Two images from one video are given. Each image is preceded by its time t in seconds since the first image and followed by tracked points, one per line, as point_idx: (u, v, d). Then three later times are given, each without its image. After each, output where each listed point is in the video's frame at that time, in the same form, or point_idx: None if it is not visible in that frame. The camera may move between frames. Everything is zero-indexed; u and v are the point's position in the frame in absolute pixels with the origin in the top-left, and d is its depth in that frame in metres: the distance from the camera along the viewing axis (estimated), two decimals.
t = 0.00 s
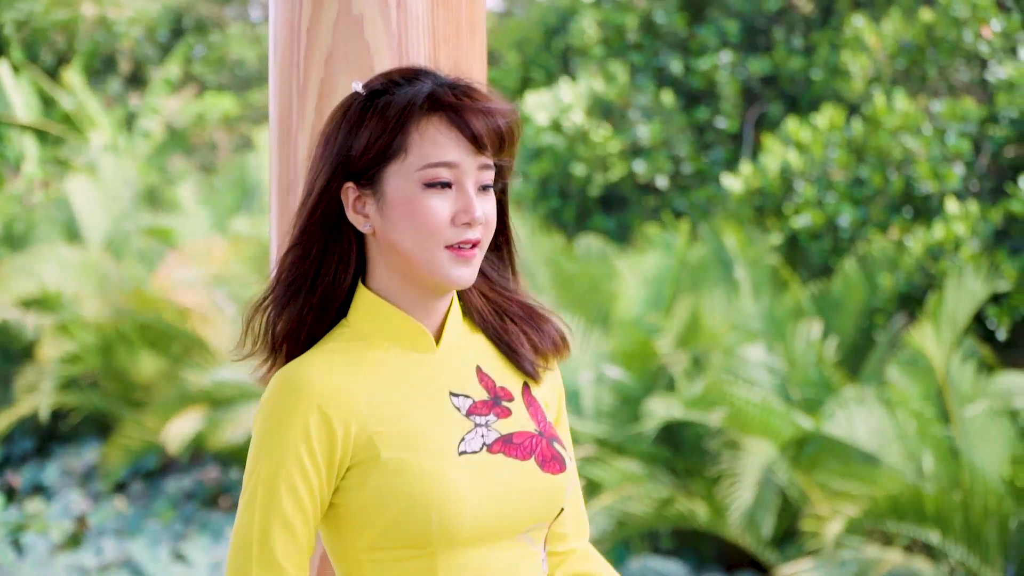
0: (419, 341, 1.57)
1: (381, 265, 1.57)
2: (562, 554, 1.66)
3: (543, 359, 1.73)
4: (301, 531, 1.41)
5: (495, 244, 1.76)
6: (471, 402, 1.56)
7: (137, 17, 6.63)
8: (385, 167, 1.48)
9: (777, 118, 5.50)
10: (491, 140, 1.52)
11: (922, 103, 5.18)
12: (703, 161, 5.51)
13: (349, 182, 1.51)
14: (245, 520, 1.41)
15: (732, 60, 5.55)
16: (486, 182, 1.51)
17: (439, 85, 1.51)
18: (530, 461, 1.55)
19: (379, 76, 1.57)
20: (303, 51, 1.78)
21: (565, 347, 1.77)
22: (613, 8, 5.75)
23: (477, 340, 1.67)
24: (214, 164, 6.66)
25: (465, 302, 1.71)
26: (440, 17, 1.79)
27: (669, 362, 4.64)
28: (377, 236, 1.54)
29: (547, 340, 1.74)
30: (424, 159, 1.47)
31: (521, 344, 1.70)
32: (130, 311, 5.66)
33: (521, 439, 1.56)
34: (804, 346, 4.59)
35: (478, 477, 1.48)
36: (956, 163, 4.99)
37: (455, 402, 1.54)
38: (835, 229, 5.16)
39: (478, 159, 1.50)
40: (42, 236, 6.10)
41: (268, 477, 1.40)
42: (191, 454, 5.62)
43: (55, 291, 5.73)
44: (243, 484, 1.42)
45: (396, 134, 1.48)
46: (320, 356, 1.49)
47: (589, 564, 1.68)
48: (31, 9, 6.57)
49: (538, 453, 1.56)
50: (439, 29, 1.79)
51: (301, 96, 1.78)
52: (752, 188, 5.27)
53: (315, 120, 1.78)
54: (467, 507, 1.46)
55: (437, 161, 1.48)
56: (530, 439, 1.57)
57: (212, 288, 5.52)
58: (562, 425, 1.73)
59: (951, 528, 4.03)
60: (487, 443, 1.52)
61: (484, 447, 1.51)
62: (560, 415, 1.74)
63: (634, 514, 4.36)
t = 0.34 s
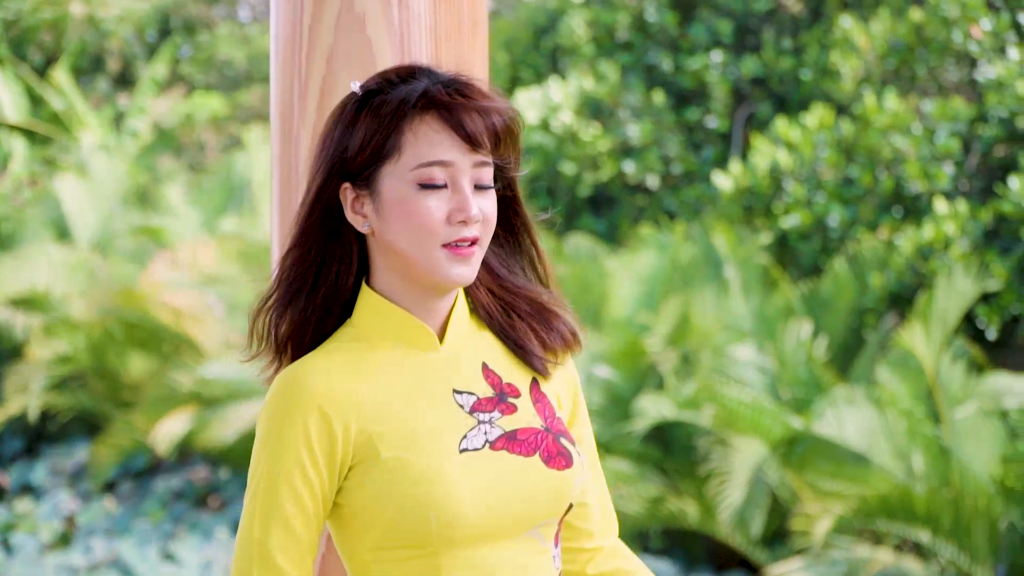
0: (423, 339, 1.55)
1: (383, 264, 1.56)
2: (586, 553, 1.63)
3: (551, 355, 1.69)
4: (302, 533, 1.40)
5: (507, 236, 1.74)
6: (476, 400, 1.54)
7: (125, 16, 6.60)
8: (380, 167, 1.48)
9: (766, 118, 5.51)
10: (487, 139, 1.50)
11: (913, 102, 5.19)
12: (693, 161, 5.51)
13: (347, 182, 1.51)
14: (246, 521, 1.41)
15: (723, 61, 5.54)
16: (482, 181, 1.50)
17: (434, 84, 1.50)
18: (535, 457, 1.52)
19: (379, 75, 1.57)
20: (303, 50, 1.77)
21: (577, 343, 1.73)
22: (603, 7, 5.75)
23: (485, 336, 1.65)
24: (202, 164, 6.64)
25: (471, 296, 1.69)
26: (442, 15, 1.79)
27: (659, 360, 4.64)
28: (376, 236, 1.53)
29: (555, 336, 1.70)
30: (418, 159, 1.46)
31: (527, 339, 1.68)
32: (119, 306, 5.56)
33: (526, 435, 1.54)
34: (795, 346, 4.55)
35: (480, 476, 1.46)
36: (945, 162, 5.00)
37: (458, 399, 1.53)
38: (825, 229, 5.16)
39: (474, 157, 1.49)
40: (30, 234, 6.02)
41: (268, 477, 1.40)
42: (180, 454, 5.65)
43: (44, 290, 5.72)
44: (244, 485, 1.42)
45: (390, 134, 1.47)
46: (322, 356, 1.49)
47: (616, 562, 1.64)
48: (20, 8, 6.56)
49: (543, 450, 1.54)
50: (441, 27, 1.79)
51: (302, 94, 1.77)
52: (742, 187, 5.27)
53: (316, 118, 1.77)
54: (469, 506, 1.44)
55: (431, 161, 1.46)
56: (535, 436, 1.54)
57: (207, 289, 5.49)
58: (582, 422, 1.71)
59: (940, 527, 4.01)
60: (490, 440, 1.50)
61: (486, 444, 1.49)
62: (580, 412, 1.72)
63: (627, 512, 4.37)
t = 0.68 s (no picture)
0: (427, 335, 1.53)
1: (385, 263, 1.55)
2: (615, 547, 1.59)
3: (559, 350, 1.64)
4: (303, 533, 1.41)
5: (515, 229, 1.71)
6: (481, 396, 1.51)
7: (116, 14, 6.58)
8: (371, 166, 1.48)
9: (755, 118, 5.52)
10: (476, 131, 1.48)
11: (904, 102, 5.22)
12: (684, 161, 5.50)
13: (343, 183, 1.52)
14: (249, 520, 1.42)
15: (716, 60, 5.54)
16: (474, 175, 1.48)
17: (422, 79, 1.48)
18: (540, 452, 1.49)
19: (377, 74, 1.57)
20: (306, 48, 1.76)
21: (588, 338, 1.68)
22: (594, 7, 5.75)
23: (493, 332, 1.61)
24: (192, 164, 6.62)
25: (479, 289, 1.66)
26: (444, 12, 1.77)
27: (650, 359, 4.62)
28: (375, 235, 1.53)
29: (564, 331, 1.65)
30: (405, 157, 1.45)
31: (535, 334, 1.63)
32: (112, 310, 5.56)
33: (532, 430, 1.51)
34: (785, 346, 4.55)
35: (481, 472, 1.44)
36: (936, 162, 5.00)
37: (463, 396, 1.50)
38: (815, 230, 5.16)
39: (463, 151, 1.47)
40: (19, 235, 6.01)
41: (270, 476, 1.41)
42: (170, 453, 5.68)
43: (34, 290, 5.68)
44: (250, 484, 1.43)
45: (379, 132, 1.47)
46: (327, 355, 1.49)
47: (647, 557, 1.59)
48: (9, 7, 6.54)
49: (549, 445, 1.50)
50: (444, 23, 1.77)
51: (305, 91, 1.77)
52: (732, 186, 5.25)
53: (318, 116, 1.76)
54: (469, 505, 1.42)
55: (419, 158, 1.45)
56: (541, 431, 1.51)
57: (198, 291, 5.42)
58: (606, 413, 1.67)
59: (931, 527, 4.00)
60: (494, 436, 1.48)
61: (490, 441, 1.47)
62: (602, 404, 1.67)
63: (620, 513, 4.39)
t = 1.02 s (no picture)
0: (431, 333, 1.51)
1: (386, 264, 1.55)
2: (648, 543, 1.56)
3: (570, 346, 1.60)
4: (306, 535, 1.41)
5: (521, 227, 1.69)
6: (486, 393, 1.49)
7: (104, 12, 6.56)
8: (359, 168, 1.47)
9: (743, 117, 5.53)
10: (460, 128, 1.46)
11: (892, 102, 5.23)
12: (672, 161, 5.50)
13: (338, 186, 1.52)
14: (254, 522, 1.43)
15: (706, 61, 5.51)
16: (460, 172, 1.46)
17: (404, 78, 1.47)
18: (544, 450, 1.47)
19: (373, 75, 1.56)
20: (307, 45, 1.74)
21: (603, 332, 1.64)
22: (582, 6, 5.74)
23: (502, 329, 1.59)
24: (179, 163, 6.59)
25: (489, 287, 1.62)
26: (446, 11, 1.75)
27: (640, 358, 4.57)
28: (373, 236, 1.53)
29: (576, 326, 1.62)
30: (388, 157, 1.45)
31: (545, 330, 1.59)
32: (97, 307, 5.53)
33: (536, 428, 1.48)
34: (774, 345, 4.55)
35: (482, 471, 1.42)
36: (923, 162, 5.02)
37: (467, 394, 1.48)
38: (803, 230, 5.16)
39: (448, 148, 1.45)
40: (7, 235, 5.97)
41: (272, 479, 1.41)
42: (158, 453, 5.66)
43: (21, 290, 5.64)
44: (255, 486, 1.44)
45: (364, 134, 1.46)
46: (329, 356, 1.49)
47: (682, 552, 1.56)
48: None
49: (554, 443, 1.48)
50: (446, 23, 1.75)
51: (306, 90, 1.75)
52: (720, 186, 5.25)
53: (319, 116, 1.75)
54: (471, 505, 1.41)
55: (401, 157, 1.44)
56: (546, 429, 1.48)
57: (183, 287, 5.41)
58: (630, 406, 1.63)
59: (920, 527, 3.94)
60: (497, 434, 1.46)
61: (492, 439, 1.45)
62: (625, 397, 1.63)
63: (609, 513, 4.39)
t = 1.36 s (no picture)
0: (436, 334, 1.52)
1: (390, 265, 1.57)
2: (672, 540, 1.55)
3: (578, 343, 1.59)
4: (310, 534, 1.45)
5: (530, 226, 1.67)
6: (489, 393, 1.50)
7: (91, 10, 6.54)
8: (357, 170, 1.50)
9: (733, 117, 5.51)
10: (452, 125, 1.48)
11: (881, 103, 5.24)
12: (661, 160, 5.51)
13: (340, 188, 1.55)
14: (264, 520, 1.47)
15: (697, 60, 5.50)
16: (453, 169, 1.47)
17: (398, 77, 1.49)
18: (545, 450, 1.47)
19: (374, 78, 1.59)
20: (307, 45, 1.74)
21: (611, 329, 1.63)
22: (571, 6, 5.72)
23: (510, 327, 1.58)
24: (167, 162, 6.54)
25: (497, 287, 1.61)
26: (446, 11, 1.75)
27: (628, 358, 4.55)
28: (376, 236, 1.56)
29: (584, 323, 1.60)
30: (380, 155, 1.46)
31: (552, 330, 1.58)
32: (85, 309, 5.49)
33: (537, 428, 1.48)
34: (763, 344, 4.55)
35: (480, 472, 1.43)
36: (912, 162, 5.02)
37: (470, 393, 1.49)
38: (792, 231, 5.16)
39: (439, 146, 1.46)
40: None
41: (278, 479, 1.45)
42: (146, 453, 5.57)
43: (9, 292, 5.59)
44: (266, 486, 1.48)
45: (359, 137, 1.49)
46: (335, 357, 1.52)
47: (706, 548, 1.56)
48: None
49: (554, 443, 1.47)
50: (446, 24, 1.75)
51: (306, 88, 1.74)
52: (710, 186, 5.24)
53: (320, 116, 1.74)
54: (469, 507, 1.42)
55: (392, 156, 1.46)
56: (548, 429, 1.48)
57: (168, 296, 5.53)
58: (649, 402, 1.62)
59: (909, 528, 3.94)
60: (497, 434, 1.46)
61: (492, 439, 1.46)
62: (644, 392, 1.62)
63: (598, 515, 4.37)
